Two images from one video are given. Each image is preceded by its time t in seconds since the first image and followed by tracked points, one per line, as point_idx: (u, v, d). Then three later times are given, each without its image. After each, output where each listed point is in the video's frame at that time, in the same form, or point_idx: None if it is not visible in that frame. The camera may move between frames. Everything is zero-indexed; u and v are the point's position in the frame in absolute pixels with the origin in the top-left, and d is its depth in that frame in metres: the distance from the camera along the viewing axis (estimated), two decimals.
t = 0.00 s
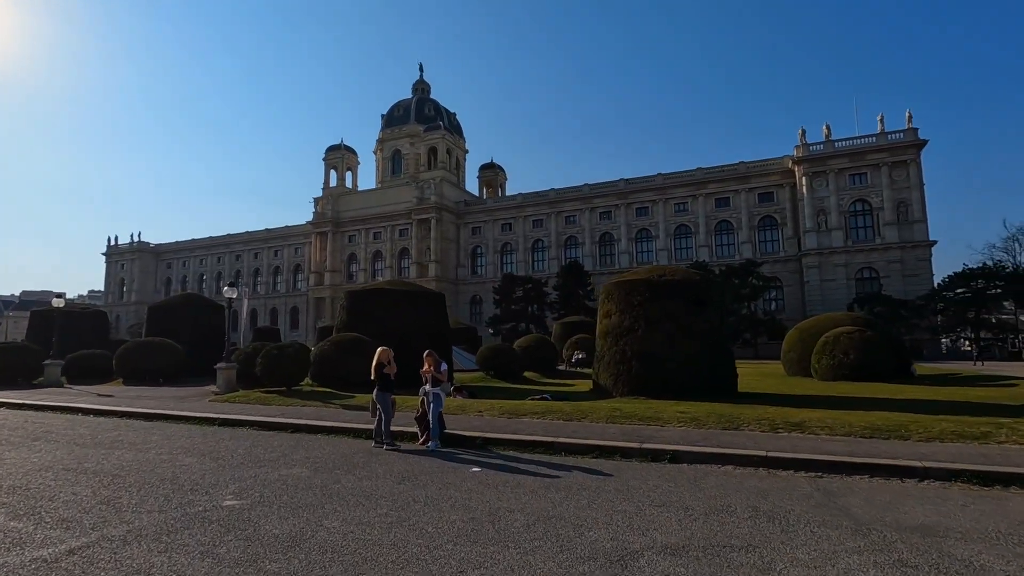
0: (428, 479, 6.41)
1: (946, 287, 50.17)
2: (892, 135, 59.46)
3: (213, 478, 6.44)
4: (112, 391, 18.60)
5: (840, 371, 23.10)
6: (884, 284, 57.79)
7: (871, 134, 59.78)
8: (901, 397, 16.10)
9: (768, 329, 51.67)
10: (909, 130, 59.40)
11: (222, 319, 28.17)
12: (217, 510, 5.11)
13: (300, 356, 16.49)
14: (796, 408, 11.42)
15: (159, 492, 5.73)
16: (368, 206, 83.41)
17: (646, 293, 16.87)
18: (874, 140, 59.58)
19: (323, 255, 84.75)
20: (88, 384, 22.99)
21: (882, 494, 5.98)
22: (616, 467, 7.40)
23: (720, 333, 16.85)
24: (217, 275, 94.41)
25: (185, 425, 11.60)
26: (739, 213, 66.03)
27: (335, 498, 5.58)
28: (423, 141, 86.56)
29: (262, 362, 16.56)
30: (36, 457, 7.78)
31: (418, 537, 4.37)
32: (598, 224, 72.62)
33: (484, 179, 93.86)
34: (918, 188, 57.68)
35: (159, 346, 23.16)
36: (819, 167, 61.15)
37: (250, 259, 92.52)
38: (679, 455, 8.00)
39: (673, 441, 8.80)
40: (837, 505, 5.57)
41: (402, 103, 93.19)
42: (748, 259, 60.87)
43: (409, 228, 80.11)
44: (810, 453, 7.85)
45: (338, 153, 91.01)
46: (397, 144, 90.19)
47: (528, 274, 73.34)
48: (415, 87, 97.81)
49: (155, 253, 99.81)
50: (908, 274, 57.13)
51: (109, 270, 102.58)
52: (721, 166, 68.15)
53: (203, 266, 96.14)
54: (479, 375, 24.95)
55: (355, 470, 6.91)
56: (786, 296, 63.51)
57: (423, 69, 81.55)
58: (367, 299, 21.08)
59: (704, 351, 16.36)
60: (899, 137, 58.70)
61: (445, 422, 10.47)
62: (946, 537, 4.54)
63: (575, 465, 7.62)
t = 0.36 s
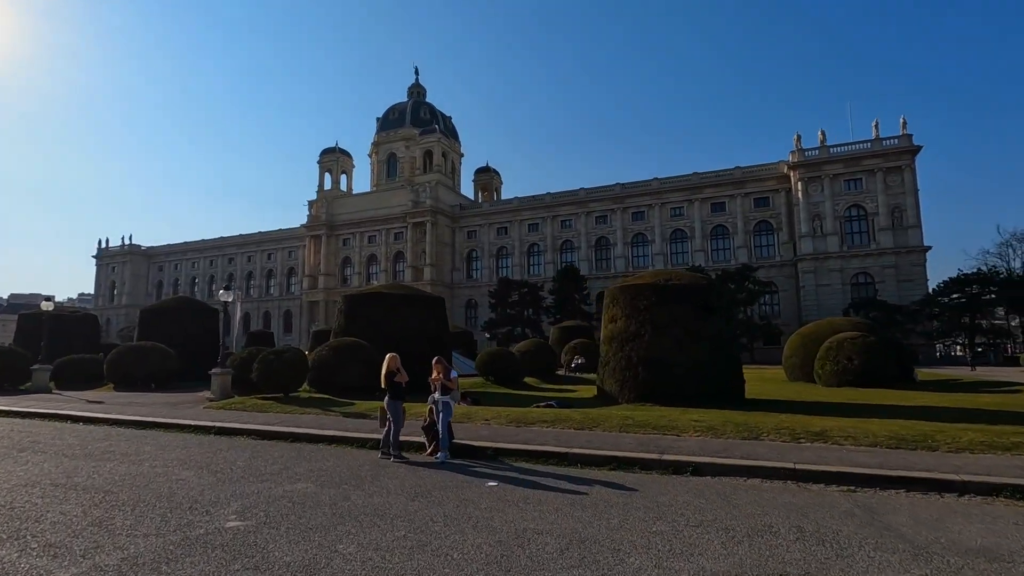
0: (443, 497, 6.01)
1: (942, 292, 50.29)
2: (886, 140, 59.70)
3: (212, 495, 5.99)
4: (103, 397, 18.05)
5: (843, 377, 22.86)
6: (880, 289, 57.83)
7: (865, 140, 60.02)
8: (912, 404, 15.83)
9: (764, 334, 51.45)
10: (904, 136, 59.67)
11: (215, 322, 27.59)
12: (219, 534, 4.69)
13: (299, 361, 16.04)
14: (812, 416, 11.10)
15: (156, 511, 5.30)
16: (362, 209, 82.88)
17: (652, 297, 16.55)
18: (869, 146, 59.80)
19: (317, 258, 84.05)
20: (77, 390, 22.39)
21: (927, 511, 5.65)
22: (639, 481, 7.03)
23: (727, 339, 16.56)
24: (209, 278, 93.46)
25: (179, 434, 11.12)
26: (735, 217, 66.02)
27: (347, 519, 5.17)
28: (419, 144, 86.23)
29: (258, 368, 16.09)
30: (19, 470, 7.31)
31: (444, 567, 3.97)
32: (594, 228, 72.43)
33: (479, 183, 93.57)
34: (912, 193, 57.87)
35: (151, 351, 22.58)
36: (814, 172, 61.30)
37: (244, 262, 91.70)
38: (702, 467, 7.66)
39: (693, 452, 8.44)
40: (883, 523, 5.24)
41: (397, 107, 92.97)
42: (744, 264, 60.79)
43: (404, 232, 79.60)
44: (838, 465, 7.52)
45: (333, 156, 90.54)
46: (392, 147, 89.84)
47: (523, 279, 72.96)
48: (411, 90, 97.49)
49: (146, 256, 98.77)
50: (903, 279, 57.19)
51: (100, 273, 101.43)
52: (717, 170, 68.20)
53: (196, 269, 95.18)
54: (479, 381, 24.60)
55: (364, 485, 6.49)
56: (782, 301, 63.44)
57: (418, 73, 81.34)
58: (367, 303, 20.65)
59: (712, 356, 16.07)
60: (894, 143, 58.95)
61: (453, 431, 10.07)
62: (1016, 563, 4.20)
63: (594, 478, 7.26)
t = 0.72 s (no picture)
0: (467, 511, 5.58)
1: (944, 296, 50.02)
2: (887, 145, 59.57)
3: (218, 509, 5.56)
4: (99, 402, 17.53)
5: (853, 382, 22.55)
6: (880, 293, 57.57)
7: (866, 144, 59.92)
8: (930, 410, 15.47)
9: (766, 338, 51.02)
10: (904, 140, 59.56)
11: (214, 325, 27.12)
12: (228, 556, 4.24)
13: (301, 364, 15.59)
14: (838, 423, 10.69)
15: (156, 529, 4.84)
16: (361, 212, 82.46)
17: (664, 300, 16.13)
18: (869, 150, 59.69)
19: (315, 261, 83.51)
20: (73, 394, 21.89)
21: (991, 527, 5.25)
22: (671, 492, 6.61)
23: (740, 341, 16.16)
24: (206, 281, 92.84)
25: (179, 441, 10.66)
26: (736, 221, 65.78)
27: (366, 537, 4.73)
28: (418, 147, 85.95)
29: (259, 372, 15.63)
30: (10, 481, 6.85)
31: None
32: (594, 231, 72.11)
33: (478, 187, 93.29)
34: (912, 197, 57.73)
35: (148, 354, 22.06)
36: (814, 176, 61.12)
37: (241, 265, 91.12)
38: (735, 478, 7.25)
39: (722, 462, 8.03)
40: (949, 541, 4.83)
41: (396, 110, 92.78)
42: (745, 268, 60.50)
43: (404, 235, 79.15)
44: (880, 476, 7.11)
45: (332, 159, 90.20)
46: (391, 150, 89.54)
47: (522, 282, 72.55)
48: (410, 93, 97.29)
49: (143, 259, 98.09)
50: (904, 283, 56.93)
51: (97, 277, 100.71)
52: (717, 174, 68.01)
53: (193, 272, 94.53)
54: (484, 386, 24.19)
55: (379, 498, 6.05)
56: (783, 305, 63.09)
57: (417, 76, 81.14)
58: (370, 307, 20.20)
59: (725, 360, 15.69)
60: (894, 147, 58.85)
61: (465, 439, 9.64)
62: None
63: (623, 490, 6.83)
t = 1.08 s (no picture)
0: (503, 520, 5.26)
1: (953, 297, 49.46)
2: (895, 144, 59.05)
3: (240, 518, 5.25)
4: (106, 403, 17.26)
5: (872, 384, 22.16)
6: (888, 293, 57.04)
7: (874, 143, 59.38)
8: (955, 412, 15.09)
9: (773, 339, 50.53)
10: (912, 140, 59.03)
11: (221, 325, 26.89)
12: (257, 572, 3.94)
13: (311, 365, 15.30)
14: (871, 426, 10.34)
15: (175, 542, 4.52)
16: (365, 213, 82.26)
17: (683, 300, 15.80)
18: (877, 150, 59.18)
19: (319, 262, 83.39)
20: (79, 396, 21.66)
21: None
22: (712, 500, 6.28)
23: (760, 343, 15.82)
24: (210, 282, 92.80)
25: (190, 443, 10.39)
26: (742, 222, 65.36)
27: (401, 551, 4.40)
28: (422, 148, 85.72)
29: (269, 373, 15.33)
30: (21, 487, 6.57)
31: None
32: (599, 232, 71.76)
33: (482, 187, 93.06)
34: (921, 197, 57.18)
35: (155, 355, 21.83)
36: (822, 176, 60.62)
37: (246, 266, 91.06)
38: (775, 484, 6.93)
39: (758, 467, 7.70)
40: None
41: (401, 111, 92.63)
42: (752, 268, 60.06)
43: (408, 236, 78.89)
44: (928, 481, 6.78)
45: (336, 160, 90.08)
46: (395, 151, 89.38)
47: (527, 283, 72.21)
48: (414, 94, 97.10)
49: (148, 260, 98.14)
50: (913, 283, 56.38)
51: (101, 278, 100.83)
52: (723, 174, 67.55)
53: (197, 273, 94.49)
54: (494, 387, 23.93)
55: (408, 507, 5.73)
56: (790, 306, 62.61)
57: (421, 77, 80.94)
58: (380, 307, 19.89)
59: (746, 361, 15.36)
60: (902, 146, 58.31)
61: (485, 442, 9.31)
62: None
63: (659, 497, 6.51)
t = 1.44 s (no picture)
0: (555, 533, 4.99)
1: (979, 295, 48.13)
2: (917, 139, 57.73)
3: (280, 529, 5.02)
4: (129, 404, 17.25)
5: (902, 384, 21.57)
6: (910, 291, 55.77)
7: (895, 139, 58.11)
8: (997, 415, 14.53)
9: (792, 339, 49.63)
10: (934, 135, 57.67)
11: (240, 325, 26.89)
12: None
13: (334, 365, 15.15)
14: (918, 431, 9.92)
15: (216, 557, 4.31)
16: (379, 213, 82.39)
17: (712, 299, 15.42)
18: (899, 145, 57.91)
19: (334, 262, 83.69)
20: (102, 396, 21.74)
21: None
22: (767, 510, 5.96)
23: (792, 343, 15.38)
24: (226, 282, 93.60)
25: (217, 445, 10.25)
26: (759, 219, 64.43)
27: (454, 568, 4.14)
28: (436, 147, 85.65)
29: (292, 373, 15.18)
30: (53, 493, 6.42)
31: None
32: (613, 231, 71.17)
33: (495, 186, 92.80)
34: (944, 193, 55.83)
35: (176, 356, 21.84)
36: (841, 172, 59.48)
37: (260, 266, 91.72)
38: (831, 494, 6.58)
39: (809, 474, 7.34)
40: None
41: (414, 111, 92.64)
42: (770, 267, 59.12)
43: (422, 235, 78.86)
44: (997, 492, 6.38)
45: (350, 160, 90.35)
46: (408, 150, 89.44)
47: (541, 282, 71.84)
48: (427, 93, 97.05)
49: (165, 260, 99.22)
50: (935, 281, 55.12)
51: (120, 278, 102.17)
52: (739, 171, 66.57)
53: (213, 273, 95.38)
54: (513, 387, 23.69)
55: (452, 518, 5.47)
56: (808, 304, 61.56)
57: (434, 76, 80.85)
58: (400, 307, 19.70)
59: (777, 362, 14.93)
60: (925, 141, 56.98)
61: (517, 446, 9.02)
62: None
63: (712, 507, 6.18)
